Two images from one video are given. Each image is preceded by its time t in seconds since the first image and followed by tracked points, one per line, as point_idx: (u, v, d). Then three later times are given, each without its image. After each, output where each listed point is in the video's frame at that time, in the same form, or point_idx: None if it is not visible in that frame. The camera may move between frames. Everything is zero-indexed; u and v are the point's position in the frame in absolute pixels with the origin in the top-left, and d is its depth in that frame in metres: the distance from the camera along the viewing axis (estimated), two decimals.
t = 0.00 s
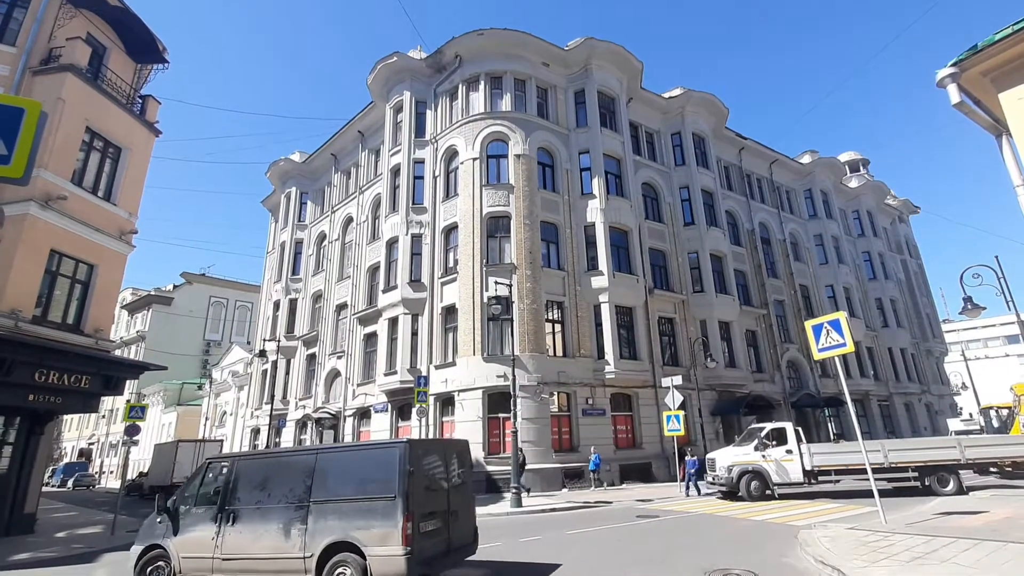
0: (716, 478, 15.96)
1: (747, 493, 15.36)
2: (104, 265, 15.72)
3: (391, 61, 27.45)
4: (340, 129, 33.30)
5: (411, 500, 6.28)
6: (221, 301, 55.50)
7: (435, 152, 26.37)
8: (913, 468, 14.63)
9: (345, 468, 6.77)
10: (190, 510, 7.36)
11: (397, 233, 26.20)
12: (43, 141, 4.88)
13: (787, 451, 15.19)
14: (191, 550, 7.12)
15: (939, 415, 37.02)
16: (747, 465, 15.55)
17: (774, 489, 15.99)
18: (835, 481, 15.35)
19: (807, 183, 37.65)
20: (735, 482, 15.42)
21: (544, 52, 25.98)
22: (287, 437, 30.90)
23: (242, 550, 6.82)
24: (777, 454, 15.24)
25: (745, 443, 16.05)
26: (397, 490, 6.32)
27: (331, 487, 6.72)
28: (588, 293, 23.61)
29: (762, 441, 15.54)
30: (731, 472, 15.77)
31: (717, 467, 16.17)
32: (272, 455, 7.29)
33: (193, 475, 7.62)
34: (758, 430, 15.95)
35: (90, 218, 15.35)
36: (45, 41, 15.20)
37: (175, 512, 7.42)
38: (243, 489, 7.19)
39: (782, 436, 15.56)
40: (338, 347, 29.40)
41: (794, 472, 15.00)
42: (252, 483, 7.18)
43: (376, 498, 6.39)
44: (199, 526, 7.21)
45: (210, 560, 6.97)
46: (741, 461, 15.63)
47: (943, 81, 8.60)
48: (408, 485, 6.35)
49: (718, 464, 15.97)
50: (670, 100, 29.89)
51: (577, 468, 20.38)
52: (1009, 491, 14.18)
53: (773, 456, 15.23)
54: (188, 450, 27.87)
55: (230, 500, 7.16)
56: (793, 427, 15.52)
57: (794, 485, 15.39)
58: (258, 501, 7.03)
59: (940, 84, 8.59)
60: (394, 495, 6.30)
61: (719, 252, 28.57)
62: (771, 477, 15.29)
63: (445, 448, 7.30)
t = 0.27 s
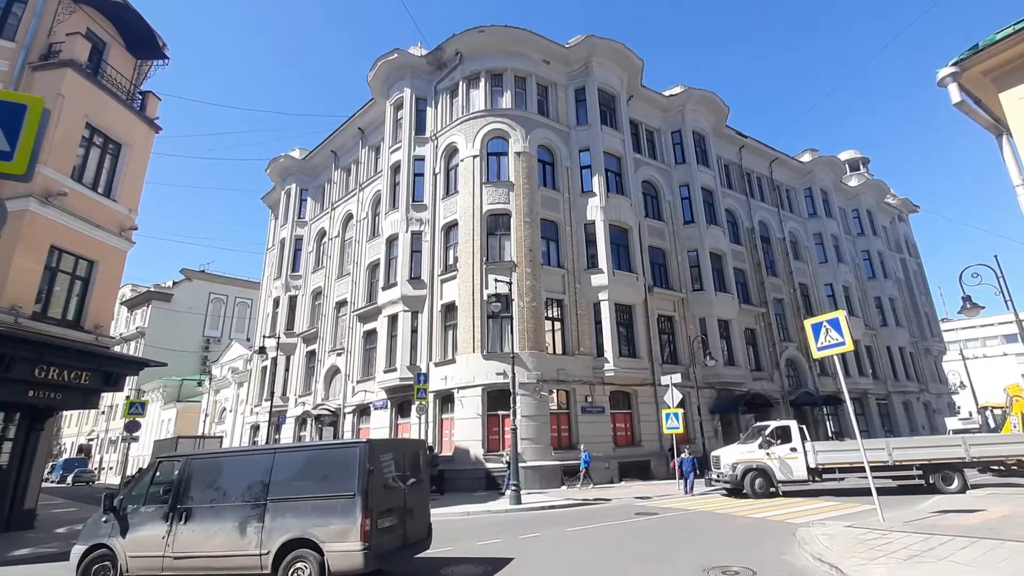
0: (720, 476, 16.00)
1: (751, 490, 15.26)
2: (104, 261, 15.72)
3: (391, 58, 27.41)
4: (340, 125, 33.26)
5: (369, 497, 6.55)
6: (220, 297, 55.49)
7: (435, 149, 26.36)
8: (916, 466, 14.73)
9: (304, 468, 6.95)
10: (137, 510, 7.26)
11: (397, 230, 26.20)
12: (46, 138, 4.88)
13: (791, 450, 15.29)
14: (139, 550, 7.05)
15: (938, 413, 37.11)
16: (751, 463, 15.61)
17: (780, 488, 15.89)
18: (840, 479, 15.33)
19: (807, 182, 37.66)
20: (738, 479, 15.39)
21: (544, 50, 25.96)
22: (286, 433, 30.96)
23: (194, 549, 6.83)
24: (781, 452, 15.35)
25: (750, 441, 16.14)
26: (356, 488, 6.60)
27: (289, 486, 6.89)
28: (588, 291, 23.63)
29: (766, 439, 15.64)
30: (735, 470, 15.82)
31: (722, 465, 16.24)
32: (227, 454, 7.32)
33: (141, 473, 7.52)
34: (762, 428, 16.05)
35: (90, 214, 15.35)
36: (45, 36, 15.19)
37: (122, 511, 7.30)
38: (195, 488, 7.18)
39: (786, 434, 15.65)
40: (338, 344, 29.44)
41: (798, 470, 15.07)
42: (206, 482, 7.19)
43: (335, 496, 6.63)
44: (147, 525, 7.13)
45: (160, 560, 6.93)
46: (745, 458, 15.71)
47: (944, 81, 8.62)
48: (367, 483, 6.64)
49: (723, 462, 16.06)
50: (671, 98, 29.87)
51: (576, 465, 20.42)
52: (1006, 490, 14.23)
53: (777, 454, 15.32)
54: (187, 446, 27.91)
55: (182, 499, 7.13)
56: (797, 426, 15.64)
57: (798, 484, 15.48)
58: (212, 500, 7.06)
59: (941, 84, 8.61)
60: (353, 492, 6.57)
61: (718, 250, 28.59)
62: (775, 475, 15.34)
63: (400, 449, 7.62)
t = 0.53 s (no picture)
0: (724, 473, 16.16)
1: (755, 488, 15.51)
2: (102, 257, 15.70)
3: (391, 55, 27.35)
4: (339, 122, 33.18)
5: (329, 494, 6.70)
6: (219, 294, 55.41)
7: (434, 146, 26.32)
8: (920, 464, 14.78)
9: (262, 467, 6.99)
10: (84, 509, 7.07)
11: (396, 228, 26.17)
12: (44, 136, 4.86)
13: (795, 447, 15.31)
14: (86, 550, 6.86)
15: (935, 411, 37.24)
16: (755, 460, 15.73)
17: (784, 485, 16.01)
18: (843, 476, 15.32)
19: (806, 180, 37.68)
20: (742, 476, 15.63)
21: (544, 47, 25.91)
22: (285, 430, 30.99)
23: (149, 548, 6.76)
24: (785, 449, 15.39)
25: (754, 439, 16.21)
26: (316, 485, 6.73)
27: (248, 484, 6.92)
28: (587, 288, 23.65)
29: (770, 436, 15.69)
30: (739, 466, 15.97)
31: (726, 462, 16.39)
32: (183, 453, 7.23)
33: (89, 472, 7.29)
34: (766, 426, 16.12)
35: (88, 210, 15.32)
36: (42, 31, 15.13)
37: (67, 510, 7.08)
38: (148, 487, 7.04)
39: (789, 432, 15.69)
40: (337, 341, 29.45)
41: (801, 467, 15.13)
42: (159, 480, 7.07)
43: (294, 493, 6.74)
44: (95, 524, 6.95)
45: (110, 559, 6.78)
46: (749, 455, 15.82)
47: (944, 79, 8.62)
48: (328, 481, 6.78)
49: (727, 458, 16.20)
50: (671, 96, 29.85)
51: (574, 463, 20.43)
52: (1004, 488, 14.28)
53: (781, 451, 15.38)
54: (185, 442, 27.92)
55: (134, 498, 6.99)
56: (801, 423, 15.65)
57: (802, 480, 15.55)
58: (166, 498, 6.96)
59: (941, 82, 8.61)
60: (313, 490, 6.70)
61: (717, 248, 28.61)
62: (779, 472, 15.41)
63: (359, 448, 7.77)
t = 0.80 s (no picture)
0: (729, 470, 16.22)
1: (759, 485, 15.57)
2: (102, 255, 15.71)
3: (391, 52, 27.33)
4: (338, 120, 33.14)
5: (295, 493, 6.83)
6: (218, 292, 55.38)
7: (434, 144, 26.31)
8: (925, 462, 14.87)
9: (228, 466, 7.03)
10: (36, 508, 6.90)
11: (395, 225, 26.16)
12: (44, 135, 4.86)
13: (799, 445, 15.38)
14: (39, 549, 6.71)
15: (933, 411, 37.32)
16: (759, 458, 15.76)
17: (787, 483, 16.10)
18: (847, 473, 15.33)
19: (806, 179, 37.70)
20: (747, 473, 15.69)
21: (544, 45, 25.90)
22: (285, 428, 31.04)
23: (107, 547, 6.68)
24: (789, 447, 15.46)
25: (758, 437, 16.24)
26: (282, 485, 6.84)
27: (211, 483, 6.94)
28: (586, 287, 23.67)
29: (774, 435, 15.73)
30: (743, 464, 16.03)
31: (730, 460, 16.44)
32: (142, 451, 7.16)
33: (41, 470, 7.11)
34: (770, 425, 16.17)
35: (88, 206, 15.31)
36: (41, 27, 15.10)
37: (17, 510, 6.88)
38: (105, 486, 6.94)
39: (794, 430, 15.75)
40: (336, 339, 29.47)
41: (806, 465, 15.18)
42: (117, 479, 6.98)
43: (258, 492, 6.82)
44: (48, 524, 6.80)
45: (64, 559, 6.66)
46: (753, 454, 15.86)
47: (944, 79, 8.64)
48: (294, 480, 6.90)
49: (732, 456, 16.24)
50: (671, 95, 29.85)
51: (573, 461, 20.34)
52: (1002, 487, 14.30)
53: (785, 449, 15.43)
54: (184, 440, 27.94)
55: (90, 497, 6.88)
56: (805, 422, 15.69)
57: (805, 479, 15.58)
58: (125, 497, 6.89)
59: (940, 82, 8.64)
60: (279, 489, 6.81)
61: (716, 247, 28.62)
62: (783, 470, 15.46)
63: (325, 447, 7.88)
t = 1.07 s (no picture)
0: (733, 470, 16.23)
1: (764, 485, 15.56)
2: (102, 254, 15.73)
3: (391, 52, 27.34)
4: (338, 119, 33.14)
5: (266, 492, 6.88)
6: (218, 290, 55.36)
7: (434, 143, 26.32)
8: (930, 462, 14.92)
9: (196, 466, 7.02)
10: None
11: (394, 224, 26.15)
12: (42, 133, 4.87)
13: (804, 445, 15.41)
14: None
15: (932, 411, 37.36)
16: (763, 457, 15.77)
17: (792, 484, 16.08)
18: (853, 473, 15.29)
19: (806, 179, 37.73)
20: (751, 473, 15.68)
21: (544, 44, 25.90)
22: (284, 426, 31.05)
23: (68, 547, 6.61)
24: (794, 447, 15.48)
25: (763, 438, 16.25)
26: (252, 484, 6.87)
27: (179, 482, 6.93)
28: (585, 286, 23.69)
29: (779, 434, 15.77)
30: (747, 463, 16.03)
31: (735, 460, 16.45)
32: (105, 451, 7.09)
33: None
34: (774, 425, 16.21)
35: (88, 205, 15.32)
36: (41, 25, 15.08)
37: None
38: (67, 485, 6.87)
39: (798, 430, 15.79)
40: (336, 338, 29.48)
41: (810, 465, 15.18)
42: (79, 478, 6.92)
43: (227, 491, 6.84)
44: (7, 524, 6.70)
45: (24, 559, 6.57)
46: (758, 453, 15.88)
47: (943, 79, 8.67)
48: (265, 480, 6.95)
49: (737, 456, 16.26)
50: (671, 95, 29.87)
51: (571, 460, 20.44)
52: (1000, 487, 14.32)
53: (790, 449, 15.45)
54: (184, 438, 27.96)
55: (51, 496, 6.80)
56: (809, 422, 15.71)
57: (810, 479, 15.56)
58: (88, 496, 6.83)
59: (939, 82, 8.67)
60: (249, 488, 6.84)
61: (715, 247, 28.63)
62: (787, 469, 15.45)
63: (293, 448, 7.91)
